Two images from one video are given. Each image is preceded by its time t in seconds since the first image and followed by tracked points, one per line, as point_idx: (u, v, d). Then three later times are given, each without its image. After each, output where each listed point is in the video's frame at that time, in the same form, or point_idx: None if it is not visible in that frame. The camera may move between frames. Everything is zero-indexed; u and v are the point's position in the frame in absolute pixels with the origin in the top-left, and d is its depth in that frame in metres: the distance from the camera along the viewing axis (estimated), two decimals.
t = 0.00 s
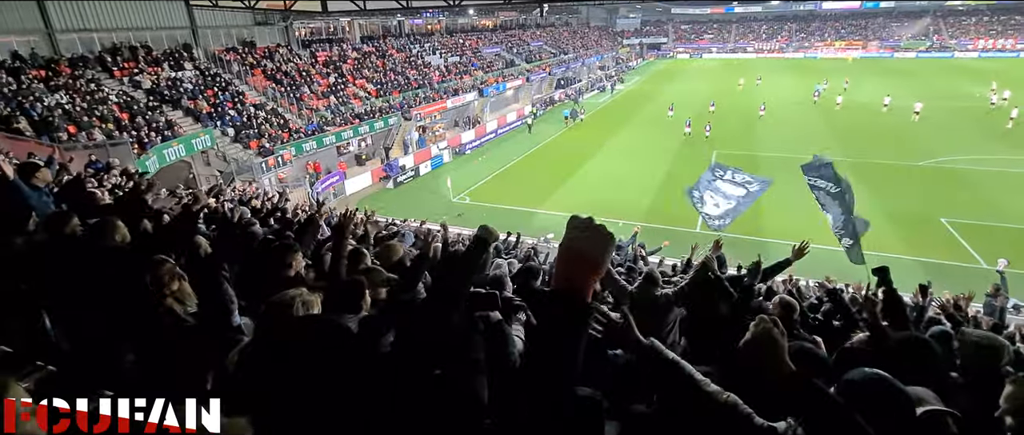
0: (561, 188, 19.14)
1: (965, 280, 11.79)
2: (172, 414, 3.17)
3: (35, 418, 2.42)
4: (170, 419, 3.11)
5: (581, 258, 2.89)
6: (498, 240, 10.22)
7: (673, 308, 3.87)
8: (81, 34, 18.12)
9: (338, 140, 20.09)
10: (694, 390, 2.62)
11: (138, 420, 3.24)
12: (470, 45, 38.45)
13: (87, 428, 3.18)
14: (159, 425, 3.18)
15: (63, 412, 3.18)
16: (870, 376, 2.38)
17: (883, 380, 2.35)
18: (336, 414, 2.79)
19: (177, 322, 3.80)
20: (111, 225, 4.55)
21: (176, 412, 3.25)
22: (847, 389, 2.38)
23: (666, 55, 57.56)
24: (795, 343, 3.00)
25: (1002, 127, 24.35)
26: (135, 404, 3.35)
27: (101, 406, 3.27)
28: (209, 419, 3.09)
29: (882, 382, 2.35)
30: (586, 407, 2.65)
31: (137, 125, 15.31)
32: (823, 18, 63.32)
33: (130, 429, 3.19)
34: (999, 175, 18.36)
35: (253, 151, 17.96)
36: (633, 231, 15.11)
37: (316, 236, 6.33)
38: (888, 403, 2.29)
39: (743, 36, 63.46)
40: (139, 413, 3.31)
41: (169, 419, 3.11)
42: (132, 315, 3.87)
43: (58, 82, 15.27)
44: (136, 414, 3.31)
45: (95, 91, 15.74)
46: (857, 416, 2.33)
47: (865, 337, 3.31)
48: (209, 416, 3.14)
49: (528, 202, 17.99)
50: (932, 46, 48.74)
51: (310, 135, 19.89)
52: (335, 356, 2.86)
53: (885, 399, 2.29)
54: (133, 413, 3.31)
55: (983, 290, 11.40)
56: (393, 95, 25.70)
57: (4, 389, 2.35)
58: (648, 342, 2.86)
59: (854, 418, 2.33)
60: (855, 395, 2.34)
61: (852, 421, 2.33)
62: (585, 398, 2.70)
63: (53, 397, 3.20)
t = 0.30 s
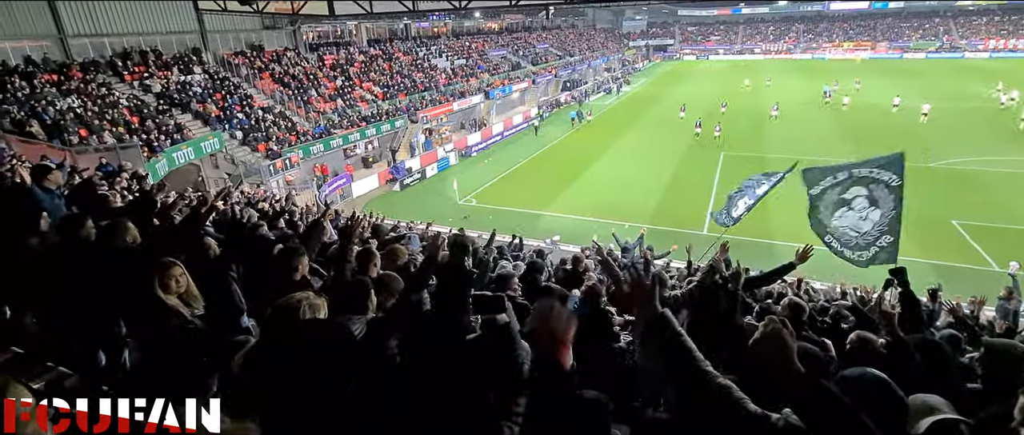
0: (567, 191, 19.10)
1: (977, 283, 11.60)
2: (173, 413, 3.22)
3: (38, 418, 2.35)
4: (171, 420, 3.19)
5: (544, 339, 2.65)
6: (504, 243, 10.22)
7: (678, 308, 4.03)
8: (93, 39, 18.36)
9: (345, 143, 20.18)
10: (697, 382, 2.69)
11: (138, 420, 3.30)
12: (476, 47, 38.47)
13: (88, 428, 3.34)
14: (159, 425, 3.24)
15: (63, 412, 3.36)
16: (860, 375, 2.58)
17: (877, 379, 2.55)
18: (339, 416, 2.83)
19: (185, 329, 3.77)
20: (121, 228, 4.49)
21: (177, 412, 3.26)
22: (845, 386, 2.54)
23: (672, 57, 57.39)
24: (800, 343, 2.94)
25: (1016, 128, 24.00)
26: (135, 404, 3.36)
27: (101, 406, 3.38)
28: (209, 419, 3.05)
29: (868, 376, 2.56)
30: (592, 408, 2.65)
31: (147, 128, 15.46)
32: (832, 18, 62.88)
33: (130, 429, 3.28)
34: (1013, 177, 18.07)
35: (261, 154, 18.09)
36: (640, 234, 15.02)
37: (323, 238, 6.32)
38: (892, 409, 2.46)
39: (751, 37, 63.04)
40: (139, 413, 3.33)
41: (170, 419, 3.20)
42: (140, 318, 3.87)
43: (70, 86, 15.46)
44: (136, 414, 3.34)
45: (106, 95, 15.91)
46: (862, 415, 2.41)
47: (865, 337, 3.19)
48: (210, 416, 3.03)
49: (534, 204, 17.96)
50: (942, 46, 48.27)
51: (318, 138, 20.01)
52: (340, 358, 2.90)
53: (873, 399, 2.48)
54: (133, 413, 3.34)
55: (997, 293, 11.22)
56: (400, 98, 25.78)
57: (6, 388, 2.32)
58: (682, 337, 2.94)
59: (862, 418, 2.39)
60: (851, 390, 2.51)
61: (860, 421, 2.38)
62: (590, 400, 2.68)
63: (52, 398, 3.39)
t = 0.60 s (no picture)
0: (571, 193, 19.10)
1: (985, 284, 11.48)
2: (173, 414, 3.46)
3: (38, 419, 2.52)
4: (171, 420, 3.44)
5: None
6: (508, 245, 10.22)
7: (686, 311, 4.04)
8: (100, 44, 18.52)
9: (350, 147, 20.31)
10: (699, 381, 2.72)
11: (138, 420, 3.52)
12: (479, 51, 38.56)
13: (88, 428, 3.56)
14: (159, 425, 3.48)
15: (64, 411, 3.51)
16: (853, 368, 2.71)
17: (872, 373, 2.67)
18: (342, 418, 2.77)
19: (186, 327, 3.77)
20: (127, 232, 4.69)
21: (177, 412, 3.49)
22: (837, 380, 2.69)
23: (677, 58, 57.27)
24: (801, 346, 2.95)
25: None
26: (135, 404, 3.54)
27: (102, 407, 3.58)
28: (209, 419, 3.43)
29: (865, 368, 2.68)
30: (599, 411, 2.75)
31: (154, 133, 15.59)
32: (837, 18, 62.62)
33: (130, 428, 3.50)
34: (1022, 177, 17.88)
35: (266, 158, 18.24)
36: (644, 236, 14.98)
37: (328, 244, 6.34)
38: (891, 403, 2.57)
39: (755, 38, 62.85)
40: (139, 413, 3.52)
41: (170, 419, 3.44)
42: (142, 319, 3.97)
43: (79, 92, 15.62)
44: (136, 414, 3.54)
45: (114, 100, 16.05)
46: (863, 415, 2.53)
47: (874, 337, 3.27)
48: (210, 416, 3.44)
49: (537, 207, 17.96)
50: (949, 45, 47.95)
51: (322, 142, 20.11)
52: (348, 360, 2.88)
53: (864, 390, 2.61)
54: (133, 413, 3.55)
55: (1005, 295, 11.08)
56: (404, 101, 25.86)
57: (16, 384, 2.48)
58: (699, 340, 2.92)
59: (863, 418, 2.52)
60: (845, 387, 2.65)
61: (861, 421, 2.50)
62: (597, 402, 2.77)
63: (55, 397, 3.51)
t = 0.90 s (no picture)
0: (572, 195, 19.08)
1: (988, 285, 11.42)
2: (173, 413, 2.99)
3: (38, 418, 2.56)
4: (170, 419, 2.99)
5: None
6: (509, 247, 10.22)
7: (686, 314, 4.00)
8: (101, 50, 18.62)
9: (350, 150, 20.33)
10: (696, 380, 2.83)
11: (138, 420, 3.25)
12: (480, 53, 38.56)
13: (87, 428, 3.31)
14: (159, 425, 3.11)
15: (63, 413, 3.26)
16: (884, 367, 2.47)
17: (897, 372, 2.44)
18: (338, 420, 2.80)
19: (184, 329, 3.74)
20: (125, 236, 4.81)
21: (177, 412, 3.02)
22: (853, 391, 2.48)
23: (676, 61, 57.33)
24: (793, 348, 2.98)
25: None
26: (135, 404, 3.35)
27: (101, 406, 3.34)
28: (209, 420, 2.82)
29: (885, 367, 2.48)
30: (597, 413, 2.77)
31: (155, 137, 15.61)
32: (836, 20, 62.74)
33: (130, 429, 3.24)
34: None
35: (267, 162, 18.27)
36: (645, 238, 14.92)
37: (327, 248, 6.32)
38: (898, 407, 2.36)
39: (755, 40, 62.92)
40: (139, 413, 3.29)
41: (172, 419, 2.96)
42: (140, 322, 3.95)
43: (80, 97, 15.64)
44: (136, 414, 3.31)
45: (115, 105, 16.08)
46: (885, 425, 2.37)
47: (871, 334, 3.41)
48: (210, 416, 2.79)
49: (538, 209, 17.94)
50: (949, 46, 47.96)
51: (323, 145, 20.12)
52: (341, 363, 2.91)
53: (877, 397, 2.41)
54: (134, 413, 3.32)
55: (1009, 296, 11.00)
56: (404, 104, 25.92)
57: (22, 387, 2.62)
58: (681, 336, 3.03)
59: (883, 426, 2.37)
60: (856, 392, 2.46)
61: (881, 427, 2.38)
62: (597, 405, 2.79)
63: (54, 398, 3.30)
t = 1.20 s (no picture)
0: (568, 196, 19.09)
1: (980, 282, 11.53)
2: (174, 413, 3.06)
3: (38, 418, 2.51)
4: (171, 419, 3.04)
5: None
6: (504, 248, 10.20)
7: (681, 314, 4.02)
8: (93, 53, 18.49)
9: (345, 152, 20.25)
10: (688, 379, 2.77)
11: (138, 420, 3.25)
12: (474, 55, 38.53)
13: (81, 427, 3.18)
14: (159, 426, 3.14)
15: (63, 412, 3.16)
16: (881, 365, 2.38)
17: (915, 374, 2.33)
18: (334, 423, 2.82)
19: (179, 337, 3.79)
20: (120, 240, 4.75)
21: (178, 412, 3.09)
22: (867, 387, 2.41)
23: (670, 61, 57.51)
24: (788, 348, 2.98)
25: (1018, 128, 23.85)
26: (135, 404, 3.32)
27: (101, 406, 3.30)
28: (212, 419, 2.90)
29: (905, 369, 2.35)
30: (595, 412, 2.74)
31: (147, 140, 15.49)
32: (828, 21, 63.24)
33: (130, 429, 3.23)
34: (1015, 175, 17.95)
35: (261, 165, 18.15)
36: (641, 239, 14.92)
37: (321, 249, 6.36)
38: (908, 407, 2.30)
39: (748, 41, 63.24)
40: (139, 413, 3.28)
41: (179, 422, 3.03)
42: (138, 327, 3.99)
43: (71, 101, 15.50)
44: (136, 414, 3.29)
45: (107, 109, 15.95)
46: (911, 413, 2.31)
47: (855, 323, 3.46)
48: (210, 416, 2.96)
49: (534, 210, 17.93)
50: (940, 46, 48.41)
51: (317, 148, 20.05)
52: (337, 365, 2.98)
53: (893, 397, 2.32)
54: (134, 413, 3.29)
55: (1000, 294, 11.12)
56: (398, 106, 25.88)
57: (21, 386, 2.53)
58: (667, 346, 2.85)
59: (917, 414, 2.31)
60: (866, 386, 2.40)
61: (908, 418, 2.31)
62: (594, 404, 2.75)
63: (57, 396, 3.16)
